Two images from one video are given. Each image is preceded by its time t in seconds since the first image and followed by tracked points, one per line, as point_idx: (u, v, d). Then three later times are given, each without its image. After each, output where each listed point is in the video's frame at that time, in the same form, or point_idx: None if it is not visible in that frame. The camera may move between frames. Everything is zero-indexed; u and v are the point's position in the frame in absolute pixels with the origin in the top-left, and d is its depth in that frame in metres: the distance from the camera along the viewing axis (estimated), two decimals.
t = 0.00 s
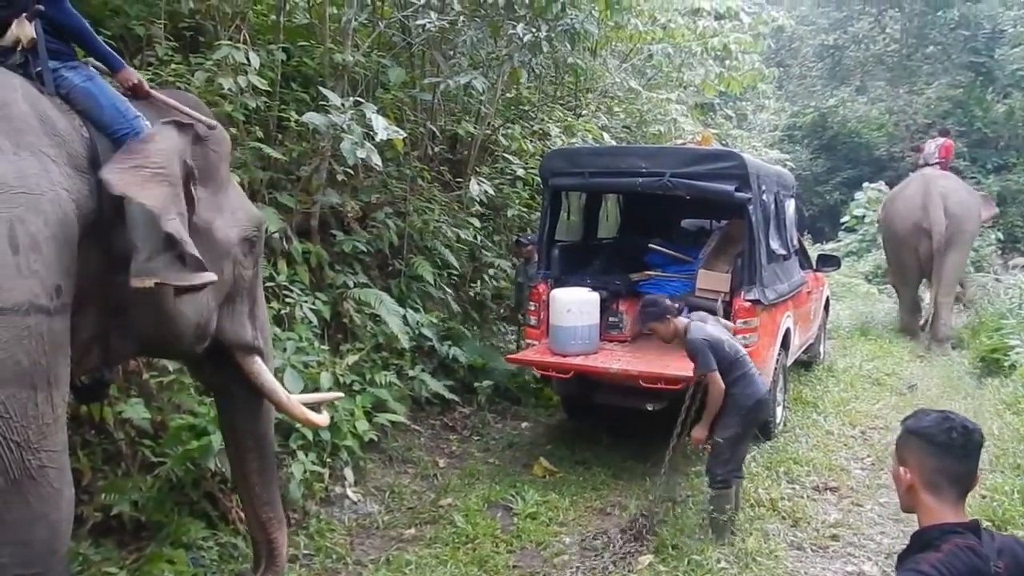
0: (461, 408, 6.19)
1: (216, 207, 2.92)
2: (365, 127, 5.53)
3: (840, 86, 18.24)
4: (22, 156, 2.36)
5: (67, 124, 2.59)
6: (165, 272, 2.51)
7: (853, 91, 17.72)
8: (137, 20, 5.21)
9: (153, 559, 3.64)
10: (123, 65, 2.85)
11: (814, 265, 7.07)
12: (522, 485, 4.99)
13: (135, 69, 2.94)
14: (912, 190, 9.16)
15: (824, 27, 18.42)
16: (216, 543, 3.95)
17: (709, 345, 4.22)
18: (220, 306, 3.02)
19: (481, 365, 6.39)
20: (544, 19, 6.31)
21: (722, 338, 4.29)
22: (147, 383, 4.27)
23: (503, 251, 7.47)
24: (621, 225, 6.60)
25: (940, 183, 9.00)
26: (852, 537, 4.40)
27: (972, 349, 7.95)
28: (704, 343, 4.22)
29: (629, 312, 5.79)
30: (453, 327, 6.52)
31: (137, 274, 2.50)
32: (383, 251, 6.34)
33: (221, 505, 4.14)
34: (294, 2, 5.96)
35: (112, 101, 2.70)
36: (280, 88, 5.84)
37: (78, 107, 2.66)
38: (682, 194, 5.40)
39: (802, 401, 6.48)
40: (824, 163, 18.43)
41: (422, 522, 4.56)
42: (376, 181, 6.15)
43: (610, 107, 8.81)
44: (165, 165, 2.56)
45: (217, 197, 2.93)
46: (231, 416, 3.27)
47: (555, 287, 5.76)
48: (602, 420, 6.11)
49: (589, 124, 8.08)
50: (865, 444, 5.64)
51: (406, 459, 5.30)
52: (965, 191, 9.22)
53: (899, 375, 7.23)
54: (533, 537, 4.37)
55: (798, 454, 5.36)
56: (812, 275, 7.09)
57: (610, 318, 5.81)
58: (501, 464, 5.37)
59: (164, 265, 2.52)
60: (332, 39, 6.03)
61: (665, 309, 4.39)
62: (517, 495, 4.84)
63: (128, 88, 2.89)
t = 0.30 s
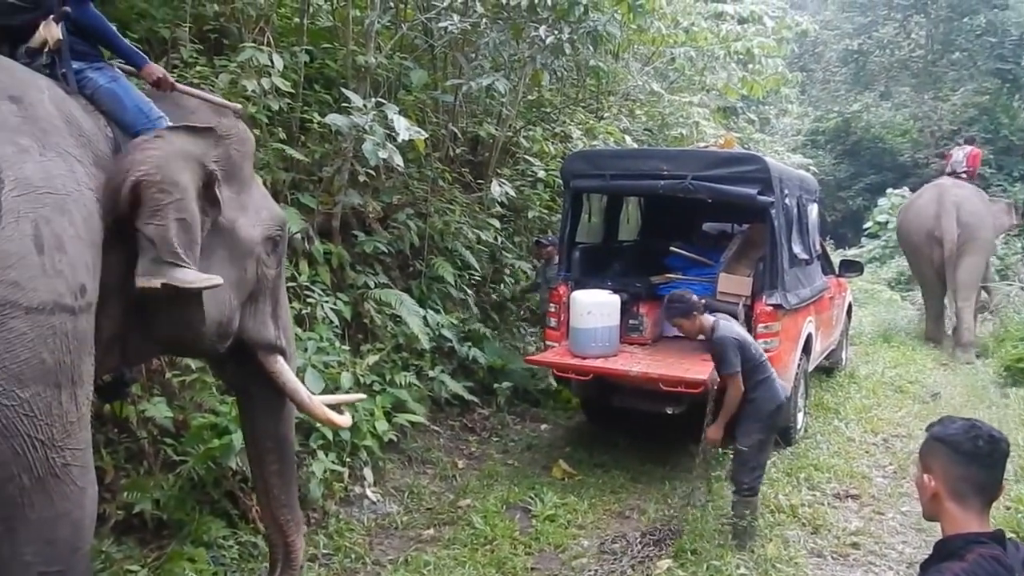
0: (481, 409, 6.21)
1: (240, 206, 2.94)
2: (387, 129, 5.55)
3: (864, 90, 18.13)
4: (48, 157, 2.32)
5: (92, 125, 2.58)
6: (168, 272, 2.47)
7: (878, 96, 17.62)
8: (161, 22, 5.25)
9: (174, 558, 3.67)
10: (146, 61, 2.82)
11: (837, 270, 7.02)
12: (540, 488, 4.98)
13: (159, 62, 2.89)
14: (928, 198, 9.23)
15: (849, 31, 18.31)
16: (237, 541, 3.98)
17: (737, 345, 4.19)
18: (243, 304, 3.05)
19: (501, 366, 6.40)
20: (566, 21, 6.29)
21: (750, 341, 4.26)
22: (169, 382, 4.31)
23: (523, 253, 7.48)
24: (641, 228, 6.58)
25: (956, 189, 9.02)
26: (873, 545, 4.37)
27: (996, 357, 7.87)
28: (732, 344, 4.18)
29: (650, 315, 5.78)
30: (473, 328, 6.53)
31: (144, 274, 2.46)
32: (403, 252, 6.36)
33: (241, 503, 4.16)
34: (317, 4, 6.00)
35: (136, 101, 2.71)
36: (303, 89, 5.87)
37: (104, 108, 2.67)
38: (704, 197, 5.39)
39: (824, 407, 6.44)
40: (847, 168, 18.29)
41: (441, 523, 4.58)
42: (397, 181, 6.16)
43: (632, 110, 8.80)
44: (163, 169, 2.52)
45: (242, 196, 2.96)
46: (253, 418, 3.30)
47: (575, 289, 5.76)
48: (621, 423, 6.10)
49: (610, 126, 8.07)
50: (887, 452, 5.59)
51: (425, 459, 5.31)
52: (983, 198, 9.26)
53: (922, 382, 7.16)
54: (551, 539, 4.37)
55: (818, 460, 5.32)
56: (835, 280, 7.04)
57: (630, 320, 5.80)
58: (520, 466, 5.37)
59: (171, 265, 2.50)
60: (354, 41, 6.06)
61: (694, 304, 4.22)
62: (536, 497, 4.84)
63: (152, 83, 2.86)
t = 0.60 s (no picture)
0: (493, 406, 6.22)
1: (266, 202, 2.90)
2: (402, 125, 5.56)
3: (881, 89, 18.05)
4: (65, 151, 2.31)
5: (109, 121, 2.58)
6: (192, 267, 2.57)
7: (894, 96, 17.56)
8: (178, 18, 5.27)
9: (188, 551, 3.70)
10: (162, 62, 2.84)
11: (852, 270, 6.98)
12: (553, 484, 4.99)
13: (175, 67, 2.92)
14: (935, 197, 9.33)
15: (867, 30, 18.24)
16: (250, 535, 4.00)
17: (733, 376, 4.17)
18: (258, 299, 3.05)
19: (514, 363, 6.40)
20: (581, 18, 6.30)
21: (748, 361, 4.25)
22: (184, 376, 4.34)
23: (536, 250, 7.48)
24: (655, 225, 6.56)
25: (963, 188, 9.23)
26: (887, 546, 4.35)
27: (1012, 358, 7.83)
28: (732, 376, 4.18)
29: (663, 313, 5.77)
30: (485, 325, 6.53)
31: (172, 268, 2.57)
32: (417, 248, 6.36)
33: (255, 497, 4.18)
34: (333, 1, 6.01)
35: (154, 96, 2.69)
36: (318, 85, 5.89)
37: (122, 103, 2.67)
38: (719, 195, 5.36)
39: (837, 407, 6.41)
40: (863, 167, 18.21)
41: (453, 519, 4.59)
42: (412, 178, 6.18)
43: (646, 107, 8.80)
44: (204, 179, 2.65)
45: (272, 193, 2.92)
46: (268, 412, 3.31)
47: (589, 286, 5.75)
48: (634, 421, 6.10)
49: (625, 123, 8.06)
50: (901, 453, 5.56)
51: (438, 455, 5.33)
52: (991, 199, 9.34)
53: (937, 383, 7.11)
54: (563, 536, 4.37)
55: (832, 460, 5.30)
56: (850, 280, 7.01)
57: (644, 318, 5.78)
58: (533, 463, 5.38)
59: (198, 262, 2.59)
60: (370, 38, 6.07)
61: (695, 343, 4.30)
62: (548, 494, 4.85)
63: (167, 85, 2.88)
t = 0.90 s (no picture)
0: (506, 402, 6.23)
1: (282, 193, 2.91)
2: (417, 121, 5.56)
3: (899, 85, 17.92)
4: (83, 146, 2.32)
5: (126, 116, 2.59)
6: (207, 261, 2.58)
7: (912, 93, 17.45)
8: (194, 14, 5.29)
9: (203, 544, 3.72)
10: (179, 59, 2.86)
11: (868, 267, 6.94)
12: (566, 481, 4.99)
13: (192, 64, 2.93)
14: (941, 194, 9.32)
15: (884, 25, 18.12)
16: (264, 529, 4.02)
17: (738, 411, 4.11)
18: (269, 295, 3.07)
19: (527, 359, 6.40)
20: (597, 14, 6.28)
21: (749, 391, 4.17)
22: (199, 370, 4.36)
23: (550, 246, 7.47)
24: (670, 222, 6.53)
25: (970, 183, 9.19)
26: (902, 545, 4.33)
27: None
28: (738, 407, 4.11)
29: (677, 309, 5.77)
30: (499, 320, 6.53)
31: (193, 264, 2.58)
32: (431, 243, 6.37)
33: (269, 491, 4.20)
34: None
35: (171, 92, 2.69)
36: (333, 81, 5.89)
37: (139, 98, 2.67)
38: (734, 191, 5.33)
39: (852, 405, 6.38)
40: (879, 164, 18.11)
41: (466, 514, 4.60)
42: (426, 173, 6.17)
43: (661, 103, 8.78)
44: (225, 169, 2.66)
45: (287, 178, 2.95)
46: (280, 407, 3.33)
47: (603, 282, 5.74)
48: (646, 418, 6.09)
49: (640, 119, 8.04)
50: (917, 451, 5.53)
51: (451, 450, 5.33)
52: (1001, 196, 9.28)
53: (954, 382, 7.06)
54: (576, 532, 4.37)
55: (847, 459, 5.28)
56: (865, 277, 6.96)
57: (658, 314, 5.78)
58: (546, 459, 5.38)
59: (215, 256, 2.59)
60: (385, 33, 6.07)
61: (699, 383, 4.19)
62: (561, 490, 4.85)
63: (184, 82, 2.88)
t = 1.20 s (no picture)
0: (510, 398, 6.24)
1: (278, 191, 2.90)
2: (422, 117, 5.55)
3: (905, 83, 17.86)
4: (90, 141, 2.33)
5: (133, 112, 2.59)
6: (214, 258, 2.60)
7: (918, 91, 17.39)
8: (200, 9, 5.29)
9: (208, 539, 3.72)
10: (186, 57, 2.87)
11: (873, 265, 6.92)
12: (570, 477, 4.99)
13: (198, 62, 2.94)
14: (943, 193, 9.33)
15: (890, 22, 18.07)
16: (269, 524, 4.03)
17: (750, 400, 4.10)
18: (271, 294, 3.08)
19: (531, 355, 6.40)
20: (603, 10, 6.27)
21: (760, 382, 4.17)
22: (204, 365, 4.37)
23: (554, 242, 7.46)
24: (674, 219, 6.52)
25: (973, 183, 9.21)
26: (907, 543, 4.32)
27: None
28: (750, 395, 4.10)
29: (681, 306, 5.76)
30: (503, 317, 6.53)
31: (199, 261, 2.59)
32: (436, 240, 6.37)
33: (274, 486, 4.21)
34: None
35: (177, 88, 2.70)
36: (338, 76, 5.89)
37: (145, 94, 2.68)
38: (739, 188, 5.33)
39: (857, 402, 6.37)
40: (885, 161, 18.07)
41: (470, 510, 4.61)
42: (431, 170, 6.17)
43: (667, 100, 8.76)
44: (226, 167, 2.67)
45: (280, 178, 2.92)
46: (280, 405, 3.34)
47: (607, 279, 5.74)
48: (650, 415, 6.09)
49: (645, 116, 8.02)
50: (922, 450, 5.52)
51: (455, 446, 5.34)
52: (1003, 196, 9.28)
53: (959, 380, 7.05)
54: (580, 528, 4.37)
55: (851, 457, 5.27)
56: (871, 274, 6.95)
57: (662, 311, 5.78)
58: (550, 455, 5.38)
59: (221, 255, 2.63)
60: (390, 29, 6.07)
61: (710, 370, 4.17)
62: (565, 486, 4.85)
63: (191, 80, 2.89)
